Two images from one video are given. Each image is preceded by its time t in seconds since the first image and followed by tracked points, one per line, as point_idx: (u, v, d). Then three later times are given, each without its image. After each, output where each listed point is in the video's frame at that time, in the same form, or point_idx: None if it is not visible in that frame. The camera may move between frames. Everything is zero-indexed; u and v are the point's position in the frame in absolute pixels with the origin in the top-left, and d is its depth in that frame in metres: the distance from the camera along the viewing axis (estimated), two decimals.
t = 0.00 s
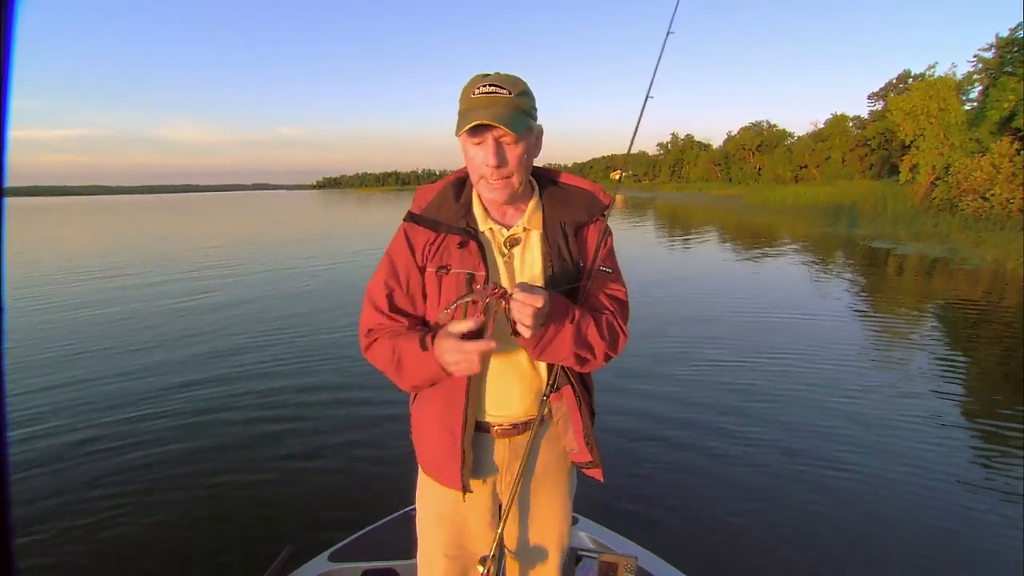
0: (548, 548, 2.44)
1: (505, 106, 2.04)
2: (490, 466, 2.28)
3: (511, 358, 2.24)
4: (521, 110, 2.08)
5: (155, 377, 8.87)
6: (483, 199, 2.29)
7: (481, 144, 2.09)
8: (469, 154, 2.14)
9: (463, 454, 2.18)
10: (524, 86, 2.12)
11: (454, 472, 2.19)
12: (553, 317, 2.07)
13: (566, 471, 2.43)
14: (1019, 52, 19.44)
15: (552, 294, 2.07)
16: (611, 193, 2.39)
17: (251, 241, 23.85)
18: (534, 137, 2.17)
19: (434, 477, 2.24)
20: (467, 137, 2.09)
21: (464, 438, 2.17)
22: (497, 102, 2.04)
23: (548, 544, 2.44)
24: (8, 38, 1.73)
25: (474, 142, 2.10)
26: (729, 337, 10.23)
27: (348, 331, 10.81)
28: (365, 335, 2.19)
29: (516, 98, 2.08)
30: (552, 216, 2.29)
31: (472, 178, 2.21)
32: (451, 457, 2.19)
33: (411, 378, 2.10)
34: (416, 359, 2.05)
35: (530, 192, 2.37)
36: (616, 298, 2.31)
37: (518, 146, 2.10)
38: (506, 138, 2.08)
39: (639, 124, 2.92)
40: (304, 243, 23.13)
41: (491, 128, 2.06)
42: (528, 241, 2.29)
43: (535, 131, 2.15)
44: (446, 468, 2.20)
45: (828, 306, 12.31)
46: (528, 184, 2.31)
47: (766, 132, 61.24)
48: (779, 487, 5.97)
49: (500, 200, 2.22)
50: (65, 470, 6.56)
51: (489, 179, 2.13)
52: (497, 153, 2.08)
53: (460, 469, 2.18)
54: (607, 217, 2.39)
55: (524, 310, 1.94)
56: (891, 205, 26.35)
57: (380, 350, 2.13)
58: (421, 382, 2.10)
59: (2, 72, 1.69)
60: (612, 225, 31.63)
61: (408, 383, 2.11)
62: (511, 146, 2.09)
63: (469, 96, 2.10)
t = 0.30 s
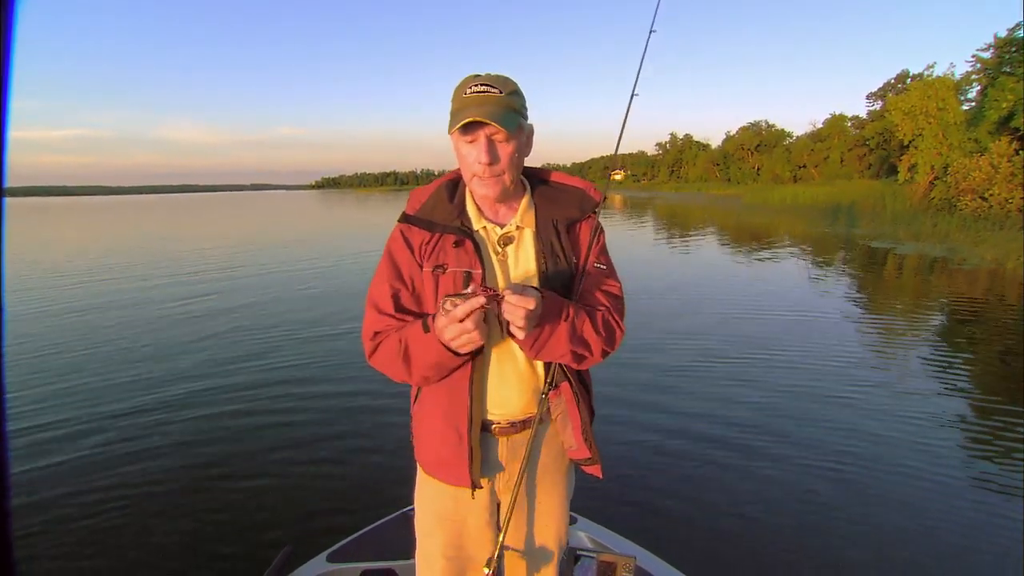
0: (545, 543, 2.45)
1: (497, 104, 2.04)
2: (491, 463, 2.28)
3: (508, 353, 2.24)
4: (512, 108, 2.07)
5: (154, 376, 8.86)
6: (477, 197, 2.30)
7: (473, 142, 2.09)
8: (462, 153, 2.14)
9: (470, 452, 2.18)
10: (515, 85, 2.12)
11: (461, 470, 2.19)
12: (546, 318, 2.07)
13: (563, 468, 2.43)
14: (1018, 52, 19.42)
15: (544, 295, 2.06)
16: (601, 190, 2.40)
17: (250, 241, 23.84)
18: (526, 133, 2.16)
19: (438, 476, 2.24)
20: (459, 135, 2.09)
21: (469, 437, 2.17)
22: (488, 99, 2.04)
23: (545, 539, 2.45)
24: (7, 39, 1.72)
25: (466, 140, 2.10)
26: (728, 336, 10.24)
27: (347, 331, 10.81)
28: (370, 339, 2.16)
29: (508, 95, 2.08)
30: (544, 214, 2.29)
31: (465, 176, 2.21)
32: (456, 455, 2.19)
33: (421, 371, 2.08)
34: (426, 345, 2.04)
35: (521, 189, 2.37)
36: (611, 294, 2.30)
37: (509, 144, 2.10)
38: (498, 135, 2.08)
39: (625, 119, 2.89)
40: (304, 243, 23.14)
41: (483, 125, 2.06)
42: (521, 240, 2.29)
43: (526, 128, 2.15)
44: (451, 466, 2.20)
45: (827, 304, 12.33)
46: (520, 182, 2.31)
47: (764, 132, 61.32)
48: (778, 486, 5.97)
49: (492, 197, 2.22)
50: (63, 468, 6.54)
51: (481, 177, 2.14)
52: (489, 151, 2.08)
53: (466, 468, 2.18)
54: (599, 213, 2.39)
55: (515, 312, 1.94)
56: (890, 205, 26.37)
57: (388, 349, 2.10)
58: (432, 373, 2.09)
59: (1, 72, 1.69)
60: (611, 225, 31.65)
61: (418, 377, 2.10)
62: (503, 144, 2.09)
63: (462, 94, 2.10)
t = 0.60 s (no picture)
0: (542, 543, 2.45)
1: (497, 105, 2.04)
2: (490, 464, 2.27)
3: (507, 353, 2.24)
4: (512, 110, 2.07)
5: (152, 376, 8.85)
6: (477, 199, 2.30)
7: (473, 143, 2.09)
8: (462, 153, 2.14)
9: (469, 452, 2.18)
10: (516, 88, 2.12)
11: (460, 470, 2.18)
12: (543, 318, 2.06)
13: (561, 468, 2.43)
14: (1015, 53, 19.50)
15: (542, 295, 2.06)
16: (598, 193, 2.42)
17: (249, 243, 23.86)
18: (526, 136, 2.16)
19: (436, 477, 2.24)
20: (459, 135, 2.09)
21: (468, 437, 2.17)
22: (489, 100, 2.04)
23: (542, 539, 2.45)
24: (8, 39, 1.72)
25: (467, 141, 2.09)
26: (725, 336, 10.25)
27: (346, 332, 10.82)
28: (368, 337, 2.16)
29: (508, 97, 2.08)
30: (543, 215, 2.30)
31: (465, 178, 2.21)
32: (455, 456, 2.18)
33: (419, 367, 2.07)
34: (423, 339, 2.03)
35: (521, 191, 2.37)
36: (607, 295, 2.33)
37: (510, 145, 2.10)
38: (499, 136, 2.08)
39: (619, 120, 2.85)
40: (302, 245, 23.18)
41: (484, 127, 2.07)
42: (520, 241, 2.29)
43: (526, 130, 2.15)
44: (450, 467, 2.20)
45: (824, 305, 12.38)
46: (519, 184, 2.31)
47: (762, 133, 61.45)
48: (776, 486, 5.97)
49: (492, 198, 2.22)
50: (61, 469, 6.52)
51: (481, 177, 2.13)
52: (490, 151, 2.08)
53: (466, 468, 2.18)
54: (595, 215, 2.40)
55: (512, 306, 1.94)
56: (887, 205, 26.46)
57: (386, 347, 2.09)
58: (430, 370, 2.08)
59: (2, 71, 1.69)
60: (609, 226, 31.72)
61: (416, 374, 2.09)
62: (503, 145, 2.09)
63: (463, 96, 2.09)
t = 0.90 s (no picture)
0: (537, 541, 2.45)
1: (500, 101, 2.05)
2: (484, 462, 2.28)
3: (503, 350, 2.23)
4: (515, 107, 2.08)
5: (152, 374, 8.84)
6: (478, 197, 2.29)
7: (476, 137, 2.08)
8: (465, 148, 2.13)
9: (462, 449, 2.17)
10: (520, 87, 2.13)
11: (453, 467, 2.18)
12: (540, 312, 2.06)
13: (556, 467, 2.43)
14: (1013, 52, 19.50)
15: (537, 289, 2.06)
16: (597, 196, 2.42)
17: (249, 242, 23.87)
18: (528, 134, 2.16)
19: (431, 475, 2.24)
20: (462, 130, 2.10)
21: (462, 433, 2.17)
22: (491, 97, 2.04)
23: (537, 538, 2.44)
24: (8, 38, 1.72)
25: (470, 135, 2.10)
26: (725, 335, 10.27)
27: (346, 331, 10.83)
28: (364, 331, 2.15)
29: (510, 94, 2.09)
30: (542, 216, 2.30)
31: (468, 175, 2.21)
32: (449, 452, 2.18)
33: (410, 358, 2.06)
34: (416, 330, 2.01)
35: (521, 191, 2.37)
36: (604, 297, 2.32)
37: (513, 141, 2.10)
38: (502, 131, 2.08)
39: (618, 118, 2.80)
40: (302, 244, 23.21)
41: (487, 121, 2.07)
42: (519, 240, 2.29)
43: (529, 128, 2.15)
44: (444, 464, 2.20)
45: (823, 303, 12.41)
46: (520, 183, 2.31)
47: (761, 131, 61.50)
48: (776, 484, 5.97)
49: (493, 195, 2.21)
50: (62, 467, 6.51)
51: (483, 172, 2.12)
52: (493, 145, 2.08)
53: (459, 464, 2.18)
54: (595, 216, 2.40)
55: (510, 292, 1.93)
56: (886, 204, 26.52)
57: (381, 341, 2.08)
58: (422, 361, 2.07)
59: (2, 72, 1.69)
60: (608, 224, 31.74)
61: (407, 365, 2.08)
62: (506, 140, 2.09)
63: (467, 92, 2.10)
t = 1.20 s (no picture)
0: (537, 538, 2.44)
1: (500, 93, 2.05)
2: (484, 460, 2.26)
3: (504, 347, 2.23)
4: (514, 99, 2.08)
5: (151, 373, 8.83)
6: (478, 196, 2.27)
7: (477, 130, 2.09)
8: (467, 143, 2.13)
9: (464, 447, 2.16)
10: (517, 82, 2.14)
11: (455, 466, 2.17)
12: (548, 310, 2.06)
13: (557, 463, 2.42)
14: (1013, 50, 19.46)
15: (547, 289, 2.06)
16: (596, 193, 2.42)
17: (248, 241, 23.87)
18: (527, 129, 2.16)
19: (433, 474, 2.23)
20: (464, 124, 2.10)
21: (464, 431, 2.16)
22: (491, 89, 2.04)
23: (538, 535, 2.44)
24: (7, 40, 1.70)
25: (471, 129, 2.10)
26: (725, 332, 10.27)
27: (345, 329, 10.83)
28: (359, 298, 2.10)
29: (509, 87, 2.09)
30: (543, 213, 2.30)
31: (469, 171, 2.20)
32: (451, 450, 2.17)
33: (377, 320, 2.00)
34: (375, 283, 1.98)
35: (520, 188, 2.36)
36: (604, 296, 2.32)
37: (514, 133, 2.10)
38: (502, 124, 2.09)
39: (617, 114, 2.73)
40: (301, 243, 23.20)
41: (486, 113, 2.07)
42: (521, 237, 2.30)
43: (528, 122, 2.15)
44: (445, 463, 2.19)
45: (823, 301, 12.42)
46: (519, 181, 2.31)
47: (760, 130, 61.51)
48: (777, 482, 5.96)
49: (494, 190, 2.20)
50: (61, 466, 6.50)
51: (486, 165, 2.10)
52: (494, 136, 2.07)
53: (461, 462, 2.17)
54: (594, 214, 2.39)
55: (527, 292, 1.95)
56: (885, 202, 26.54)
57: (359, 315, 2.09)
58: (388, 322, 1.99)
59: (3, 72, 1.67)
60: (607, 222, 31.74)
61: (373, 328, 2.03)
62: (507, 131, 2.09)
63: (466, 88, 2.10)
